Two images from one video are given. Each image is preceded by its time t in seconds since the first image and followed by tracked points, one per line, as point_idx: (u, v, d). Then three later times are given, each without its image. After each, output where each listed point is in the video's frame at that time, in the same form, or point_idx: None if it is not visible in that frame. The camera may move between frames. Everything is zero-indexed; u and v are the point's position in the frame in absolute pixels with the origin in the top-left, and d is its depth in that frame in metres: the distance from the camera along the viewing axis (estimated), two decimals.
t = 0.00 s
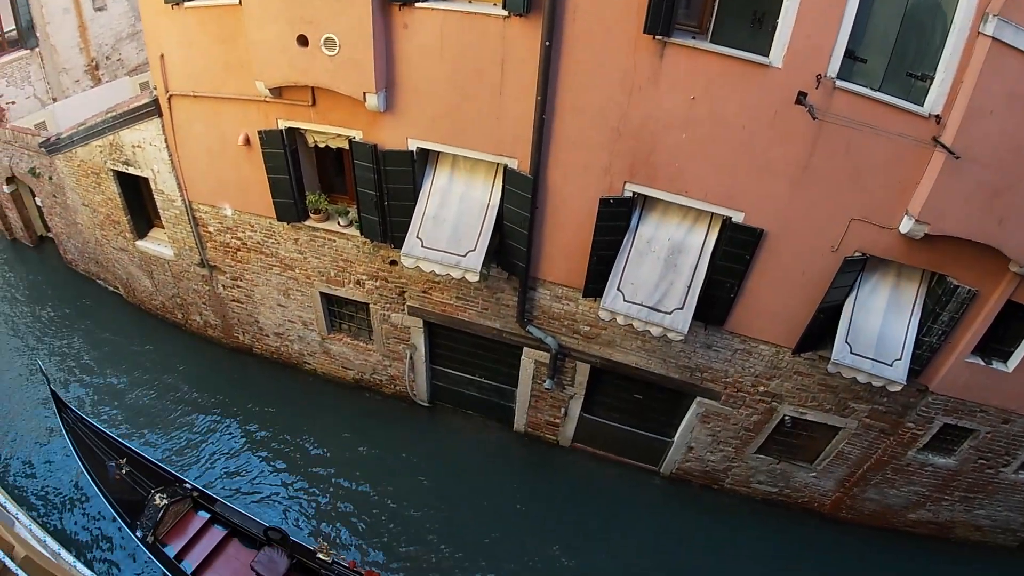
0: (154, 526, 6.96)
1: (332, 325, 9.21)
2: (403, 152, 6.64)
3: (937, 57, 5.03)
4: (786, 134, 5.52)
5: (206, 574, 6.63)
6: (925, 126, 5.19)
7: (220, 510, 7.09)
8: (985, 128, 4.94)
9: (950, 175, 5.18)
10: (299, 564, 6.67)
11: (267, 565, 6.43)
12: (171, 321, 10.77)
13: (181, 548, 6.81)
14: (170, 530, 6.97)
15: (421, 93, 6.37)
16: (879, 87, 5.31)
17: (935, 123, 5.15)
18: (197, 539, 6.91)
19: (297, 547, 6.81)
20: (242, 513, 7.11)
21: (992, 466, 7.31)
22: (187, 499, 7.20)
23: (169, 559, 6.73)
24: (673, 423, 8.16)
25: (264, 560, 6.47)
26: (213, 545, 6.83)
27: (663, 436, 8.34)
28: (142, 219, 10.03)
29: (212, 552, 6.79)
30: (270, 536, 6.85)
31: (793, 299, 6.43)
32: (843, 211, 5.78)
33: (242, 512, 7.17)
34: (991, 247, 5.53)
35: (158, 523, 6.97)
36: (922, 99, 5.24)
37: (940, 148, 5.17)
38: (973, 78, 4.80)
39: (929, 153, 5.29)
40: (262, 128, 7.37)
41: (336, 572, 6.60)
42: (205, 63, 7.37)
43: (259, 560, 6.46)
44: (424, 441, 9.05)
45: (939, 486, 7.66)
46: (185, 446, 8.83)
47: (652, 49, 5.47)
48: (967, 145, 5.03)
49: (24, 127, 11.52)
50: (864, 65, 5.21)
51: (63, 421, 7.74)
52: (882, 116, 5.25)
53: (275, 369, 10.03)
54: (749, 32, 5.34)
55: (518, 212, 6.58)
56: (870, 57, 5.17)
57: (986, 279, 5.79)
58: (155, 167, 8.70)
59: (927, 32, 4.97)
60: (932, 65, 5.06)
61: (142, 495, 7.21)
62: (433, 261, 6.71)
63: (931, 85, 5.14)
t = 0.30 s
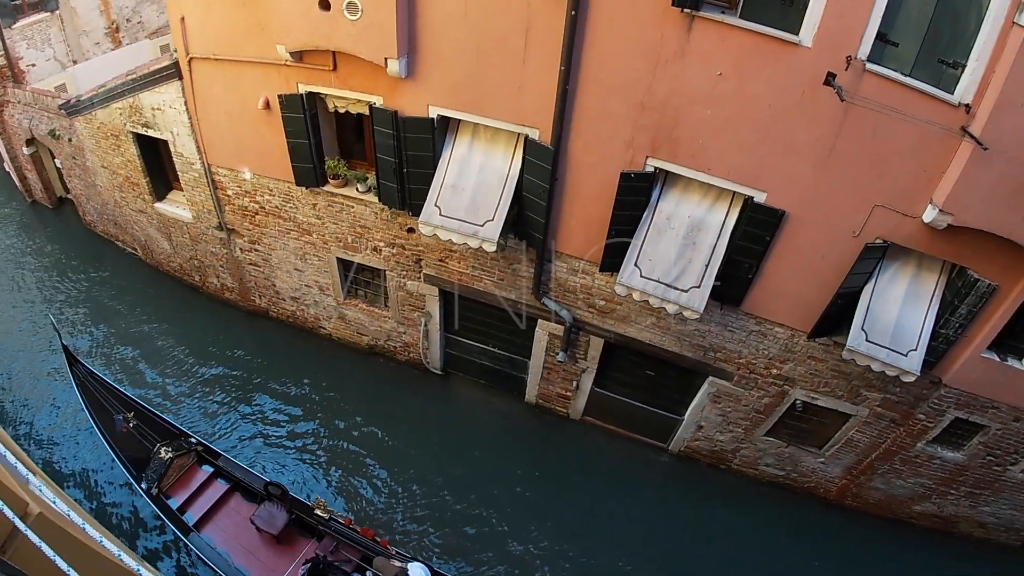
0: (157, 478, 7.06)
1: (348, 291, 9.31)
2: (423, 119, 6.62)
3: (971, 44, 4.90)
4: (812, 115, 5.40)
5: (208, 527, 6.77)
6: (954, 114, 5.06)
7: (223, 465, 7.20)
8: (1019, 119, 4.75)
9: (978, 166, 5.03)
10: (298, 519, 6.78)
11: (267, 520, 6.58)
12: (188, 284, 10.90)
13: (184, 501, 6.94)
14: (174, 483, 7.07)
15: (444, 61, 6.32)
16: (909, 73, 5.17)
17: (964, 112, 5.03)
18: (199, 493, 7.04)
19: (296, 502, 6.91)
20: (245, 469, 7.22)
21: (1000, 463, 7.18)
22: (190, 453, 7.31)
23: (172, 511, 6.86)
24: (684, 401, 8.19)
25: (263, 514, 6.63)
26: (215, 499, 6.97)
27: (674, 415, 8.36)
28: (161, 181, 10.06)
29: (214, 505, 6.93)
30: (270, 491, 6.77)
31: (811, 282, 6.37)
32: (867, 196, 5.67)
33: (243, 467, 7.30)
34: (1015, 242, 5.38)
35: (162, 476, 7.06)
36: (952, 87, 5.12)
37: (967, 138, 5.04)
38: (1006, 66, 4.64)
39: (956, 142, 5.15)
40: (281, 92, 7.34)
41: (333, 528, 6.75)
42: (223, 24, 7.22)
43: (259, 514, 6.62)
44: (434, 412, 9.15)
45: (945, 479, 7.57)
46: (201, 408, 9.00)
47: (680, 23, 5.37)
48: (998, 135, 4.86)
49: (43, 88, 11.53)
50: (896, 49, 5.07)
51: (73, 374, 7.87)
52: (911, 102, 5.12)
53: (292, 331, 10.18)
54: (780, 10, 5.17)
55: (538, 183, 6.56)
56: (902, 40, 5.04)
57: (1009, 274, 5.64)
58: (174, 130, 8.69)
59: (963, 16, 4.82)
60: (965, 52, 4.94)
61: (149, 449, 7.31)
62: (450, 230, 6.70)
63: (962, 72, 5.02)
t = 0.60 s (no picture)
0: (161, 448, 7.27)
1: (362, 271, 9.35)
2: (440, 101, 6.60)
3: (996, 39, 4.81)
4: (833, 106, 5.33)
5: (210, 496, 7.02)
6: (977, 110, 4.96)
7: (226, 436, 7.42)
8: None
9: (999, 163, 4.92)
10: (296, 491, 7.04)
11: (266, 491, 6.89)
12: (203, 261, 10.99)
13: (187, 471, 7.17)
14: (178, 452, 7.30)
15: (462, 42, 6.30)
16: (932, 66, 5.07)
17: (987, 108, 4.93)
18: (202, 463, 7.28)
19: (296, 473, 7.14)
20: (247, 441, 7.43)
21: (1009, 464, 7.06)
22: (194, 424, 7.53)
23: (175, 479, 7.07)
24: (694, 390, 8.18)
25: (263, 485, 6.93)
26: (217, 469, 7.23)
27: (684, 404, 8.37)
28: (177, 159, 10.12)
29: (216, 476, 7.19)
30: (271, 462, 7.08)
31: (827, 274, 6.32)
32: (885, 190, 5.59)
33: (245, 437, 7.47)
34: None
35: (166, 445, 7.27)
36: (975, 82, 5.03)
37: (990, 135, 4.94)
38: None
39: (978, 138, 5.05)
40: (299, 72, 7.34)
41: (332, 501, 6.92)
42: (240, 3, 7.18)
43: (259, 485, 6.93)
44: (443, 395, 9.19)
45: (952, 478, 7.49)
46: (213, 387, 9.10)
47: (701, 9, 5.30)
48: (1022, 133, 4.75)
49: (61, 65, 11.59)
50: (920, 42, 4.97)
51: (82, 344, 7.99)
52: (934, 96, 5.02)
53: (305, 310, 10.25)
54: None
55: (554, 167, 6.54)
56: (926, 33, 4.93)
57: None
58: (191, 109, 8.72)
59: (989, 10, 4.72)
60: (989, 47, 4.85)
61: (154, 419, 7.54)
62: (465, 213, 6.71)
63: (986, 68, 4.92)
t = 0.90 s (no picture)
0: (162, 426, 7.34)
1: (372, 258, 9.37)
2: (453, 88, 6.59)
3: (1014, 36, 4.71)
4: (847, 100, 5.27)
5: (209, 474, 7.13)
6: (993, 107, 4.88)
7: (227, 416, 7.50)
8: None
9: (1014, 162, 4.84)
10: (293, 471, 7.13)
11: (264, 470, 6.94)
12: (213, 247, 11.05)
13: (187, 449, 7.26)
14: (179, 431, 7.37)
15: (475, 30, 6.27)
16: (949, 63, 4.98)
17: (1004, 106, 4.85)
18: (202, 441, 7.38)
19: (294, 453, 7.23)
20: (246, 421, 7.51)
21: (1016, 466, 7.01)
22: (196, 403, 7.60)
23: (175, 457, 7.16)
24: (702, 383, 8.18)
25: (261, 464, 6.99)
26: (217, 448, 7.33)
27: (692, 396, 8.36)
28: (188, 146, 10.15)
29: (215, 454, 7.30)
30: (270, 442, 7.11)
31: (838, 269, 6.28)
32: (899, 186, 5.53)
33: (245, 417, 7.55)
34: None
35: (167, 423, 7.35)
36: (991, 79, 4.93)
37: (1006, 133, 4.85)
38: None
39: (994, 136, 4.97)
40: (311, 58, 7.33)
41: (327, 480, 7.02)
42: None
43: (257, 464, 6.98)
44: (449, 384, 9.21)
45: (959, 478, 7.44)
46: (223, 372, 9.17)
47: None
48: None
49: (74, 51, 11.63)
50: (937, 37, 4.90)
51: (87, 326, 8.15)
52: (951, 92, 4.95)
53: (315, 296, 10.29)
54: None
55: (566, 157, 6.52)
56: (944, 28, 4.86)
57: None
58: (203, 95, 8.73)
59: (1008, 6, 4.63)
60: (1007, 44, 4.76)
61: (155, 397, 7.62)
62: (476, 202, 6.71)
63: (1003, 66, 4.82)
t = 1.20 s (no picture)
0: (161, 405, 7.46)
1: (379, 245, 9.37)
2: (461, 76, 6.57)
3: None
4: (858, 94, 5.23)
5: (205, 453, 7.23)
6: (1005, 104, 4.84)
7: (223, 396, 7.58)
8: None
9: None
10: (287, 450, 7.21)
11: (258, 449, 7.03)
12: (220, 233, 11.07)
13: (184, 428, 7.36)
14: (176, 410, 7.49)
15: (484, 19, 6.24)
16: (961, 59, 4.93)
17: (1016, 103, 4.81)
18: (199, 421, 7.48)
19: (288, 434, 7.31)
20: (242, 400, 7.59)
21: (1018, 467, 6.98)
22: (193, 383, 7.70)
23: (172, 436, 7.27)
24: (707, 376, 8.17)
25: (256, 443, 7.08)
26: (213, 427, 7.43)
27: (696, 389, 8.36)
28: (195, 131, 10.13)
29: (212, 433, 7.40)
30: (264, 421, 7.23)
31: (846, 264, 6.25)
32: (908, 182, 5.49)
33: (241, 398, 7.66)
34: None
35: (165, 402, 7.47)
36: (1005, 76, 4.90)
37: (1018, 131, 4.80)
38: None
39: (1006, 134, 4.92)
40: (319, 45, 7.30)
41: (320, 460, 7.12)
42: None
43: (251, 443, 7.08)
44: (453, 373, 9.23)
45: (961, 477, 7.43)
46: (228, 358, 9.21)
47: None
48: None
49: (82, 36, 11.61)
50: (950, 33, 4.85)
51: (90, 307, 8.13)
52: (962, 88, 4.90)
53: (321, 283, 10.32)
54: None
55: (574, 147, 6.50)
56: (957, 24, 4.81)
57: None
58: (211, 81, 8.71)
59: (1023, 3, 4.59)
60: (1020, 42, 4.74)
61: (154, 377, 7.71)
62: (484, 190, 6.70)
63: (1016, 63, 4.79)
